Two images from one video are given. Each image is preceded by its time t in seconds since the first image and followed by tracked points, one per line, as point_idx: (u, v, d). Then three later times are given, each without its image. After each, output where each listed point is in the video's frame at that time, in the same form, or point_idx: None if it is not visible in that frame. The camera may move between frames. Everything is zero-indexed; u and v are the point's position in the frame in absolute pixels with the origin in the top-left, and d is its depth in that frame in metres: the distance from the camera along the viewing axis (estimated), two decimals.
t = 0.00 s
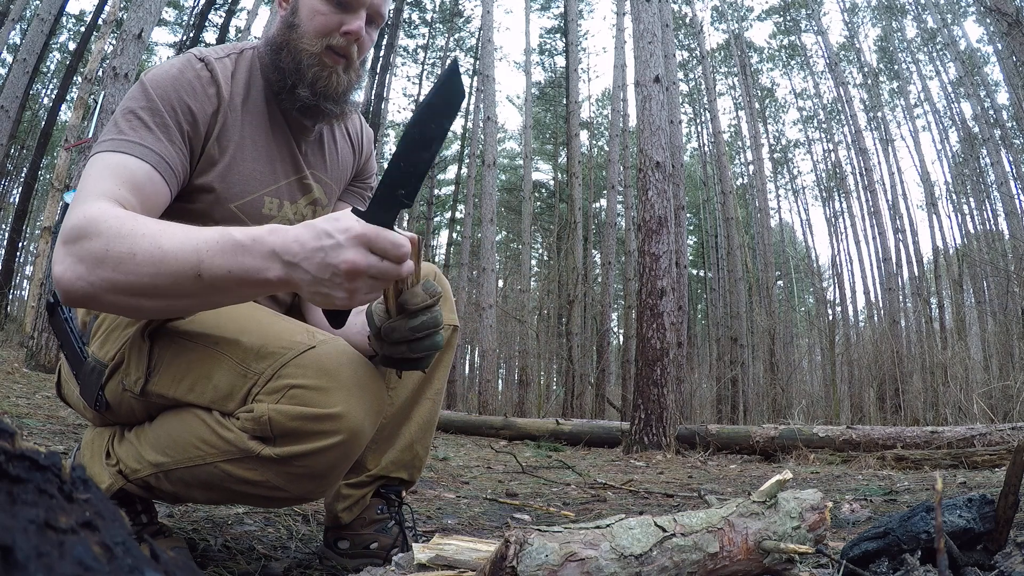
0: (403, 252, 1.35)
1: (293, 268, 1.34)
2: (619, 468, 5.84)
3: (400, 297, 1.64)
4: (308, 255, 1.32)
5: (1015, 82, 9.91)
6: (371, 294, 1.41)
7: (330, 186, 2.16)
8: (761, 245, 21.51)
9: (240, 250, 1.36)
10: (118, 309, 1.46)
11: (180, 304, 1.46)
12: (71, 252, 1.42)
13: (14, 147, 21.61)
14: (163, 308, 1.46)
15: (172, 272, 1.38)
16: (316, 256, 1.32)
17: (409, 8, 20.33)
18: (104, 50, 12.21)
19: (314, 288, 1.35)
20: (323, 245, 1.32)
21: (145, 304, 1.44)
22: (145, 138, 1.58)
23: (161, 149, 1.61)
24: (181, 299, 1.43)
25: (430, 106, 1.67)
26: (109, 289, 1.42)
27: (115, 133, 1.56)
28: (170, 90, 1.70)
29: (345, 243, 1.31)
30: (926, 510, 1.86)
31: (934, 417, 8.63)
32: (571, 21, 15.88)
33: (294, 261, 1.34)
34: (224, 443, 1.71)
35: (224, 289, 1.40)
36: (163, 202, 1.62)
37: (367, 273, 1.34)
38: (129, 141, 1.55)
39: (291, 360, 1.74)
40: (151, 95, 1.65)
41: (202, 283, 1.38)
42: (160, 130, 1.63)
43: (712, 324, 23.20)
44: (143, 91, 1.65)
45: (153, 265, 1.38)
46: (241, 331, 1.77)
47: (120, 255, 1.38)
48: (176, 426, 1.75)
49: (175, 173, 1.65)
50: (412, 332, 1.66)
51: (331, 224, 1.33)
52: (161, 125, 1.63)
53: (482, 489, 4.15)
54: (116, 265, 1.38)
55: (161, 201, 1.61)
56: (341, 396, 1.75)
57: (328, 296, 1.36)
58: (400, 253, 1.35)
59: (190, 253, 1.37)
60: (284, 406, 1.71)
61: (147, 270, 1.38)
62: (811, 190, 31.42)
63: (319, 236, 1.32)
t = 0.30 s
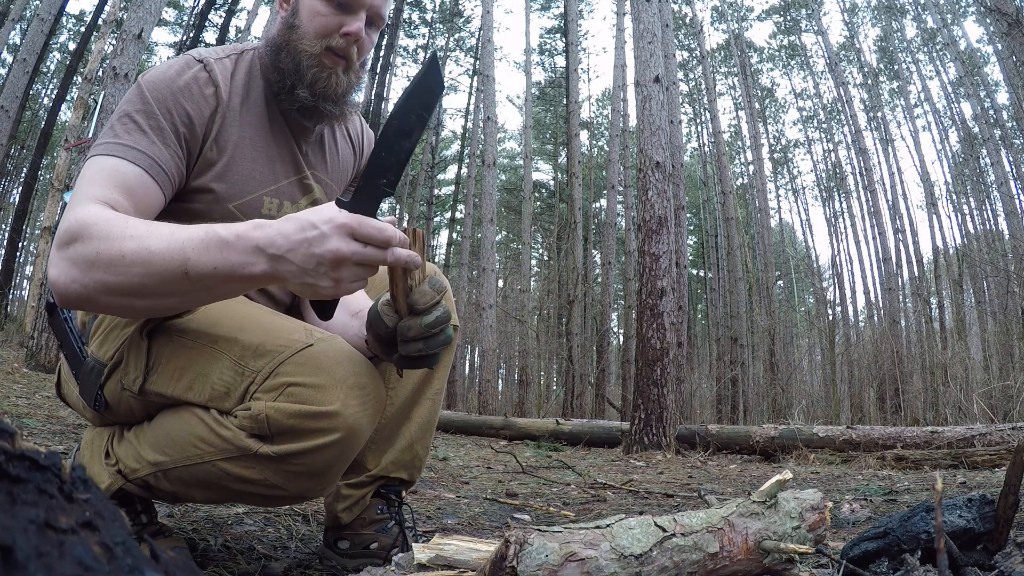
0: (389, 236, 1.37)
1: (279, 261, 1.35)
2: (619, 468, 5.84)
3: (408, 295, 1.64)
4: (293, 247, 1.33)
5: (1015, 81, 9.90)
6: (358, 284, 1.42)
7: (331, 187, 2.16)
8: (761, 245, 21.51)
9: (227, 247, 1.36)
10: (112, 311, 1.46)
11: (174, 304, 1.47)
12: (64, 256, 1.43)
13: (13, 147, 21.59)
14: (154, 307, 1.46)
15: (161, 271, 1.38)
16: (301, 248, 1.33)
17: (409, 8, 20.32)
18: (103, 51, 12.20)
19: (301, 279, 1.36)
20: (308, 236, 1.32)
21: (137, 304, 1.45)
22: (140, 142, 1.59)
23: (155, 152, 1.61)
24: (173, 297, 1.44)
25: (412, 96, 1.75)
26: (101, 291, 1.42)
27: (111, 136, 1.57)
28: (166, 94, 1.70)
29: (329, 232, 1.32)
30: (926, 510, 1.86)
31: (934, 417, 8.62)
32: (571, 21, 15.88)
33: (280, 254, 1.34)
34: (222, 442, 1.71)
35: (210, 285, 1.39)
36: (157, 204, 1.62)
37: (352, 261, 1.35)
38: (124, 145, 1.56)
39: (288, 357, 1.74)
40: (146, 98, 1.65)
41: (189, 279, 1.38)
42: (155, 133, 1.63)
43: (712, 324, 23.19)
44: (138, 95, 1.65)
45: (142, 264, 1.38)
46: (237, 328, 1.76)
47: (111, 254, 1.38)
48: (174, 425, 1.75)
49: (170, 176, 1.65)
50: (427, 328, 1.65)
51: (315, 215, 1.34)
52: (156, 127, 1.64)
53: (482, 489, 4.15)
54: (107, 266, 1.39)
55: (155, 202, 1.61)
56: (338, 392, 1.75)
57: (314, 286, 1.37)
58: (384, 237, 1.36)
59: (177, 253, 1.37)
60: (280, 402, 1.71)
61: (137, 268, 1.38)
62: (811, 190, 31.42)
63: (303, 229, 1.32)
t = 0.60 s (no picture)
0: (367, 217, 1.33)
1: (260, 232, 1.34)
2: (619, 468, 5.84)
3: (414, 299, 1.57)
4: (274, 218, 1.33)
5: (1015, 81, 9.89)
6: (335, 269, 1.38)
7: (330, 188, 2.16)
8: (761, 245, 21.52)
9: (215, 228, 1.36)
10: (109, 308, 1.46)
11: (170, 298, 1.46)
12: (62, 257, 1.43)
13: (13, 147, 21.60)
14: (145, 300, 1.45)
15: (156, 261, 1.38)
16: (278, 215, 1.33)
17: (409, 8, 20.32)
18: (104, 51, 12.20)
19: (273, 252, 1.33)
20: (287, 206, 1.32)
21: (132, 299, 1.44)
22: (139, 146, 1.59)
23: (154, 155, 1.61)
24: (167, 291, 1.43)
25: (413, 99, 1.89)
26: (98, 289, 1.42)
27: (111, 139, 1.57)
28: (166, 98, 1.69)
29: (311, 197, 1.33)
30: (926, 510, 1.86)
31: (934, 417, 8.63)
32: (571, 21, 15.88)
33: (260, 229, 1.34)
34: (221, 440, 1.71)
35: (202, 276, 1.39)
36: (158, 208, 1.62)
37: (323, 238, 1.33)
38: (122, 148, 1.56)
39: (287, 353, 1.74)
40: (145, 101, 1.65)
41: (181, 266, 1.38)
42: (153, 136, 1.62)
43: (712, 324, 23.18)
44: (138, 100, 1.65)
45: (138, 259, 1.38)
46: (236, 327, 1.76)
47: (107, 250, 1.38)
48: (173, 424, 1.75)
49: (169, 179, 1.66)
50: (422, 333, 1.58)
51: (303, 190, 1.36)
52: (155, 129, 1.64)
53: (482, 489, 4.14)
54: (102, 262, 1.39)
55: (154, 204, 1.61)
56: (335, 389, 1.74)
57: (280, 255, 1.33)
58: (364, 220, 1.33)
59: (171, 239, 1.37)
60: (278, 400, 1.71)
61: (133, 264, 1.38)
62: (811, 190, 31.41)
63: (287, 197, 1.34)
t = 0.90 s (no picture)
0: (375, 250, 1.49)
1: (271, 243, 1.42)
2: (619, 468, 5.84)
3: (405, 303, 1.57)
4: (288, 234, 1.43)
5: (1015, 81, 9.88)
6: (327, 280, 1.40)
7: (328, 188, 2.16)
8: (761, 245, 21.52)
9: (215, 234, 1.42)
10: (90, 298, 1.40)
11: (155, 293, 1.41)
12: (50, 235, 1.38)
13: (13, 147, 21.61)
14: (132, 293, 1.40)
15: (155, 254, 1.38)
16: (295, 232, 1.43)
17: (409, 8, 20.32)
18: (104, 51, 12.20)
19: (277, 250, 1.39)
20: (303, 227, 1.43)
21: (116, 290, 1.39)
22: (135, 138, 1.59)
23: (149, 149, 1.61)
24: (157, 284, 1.40)
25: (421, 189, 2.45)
26: (84, 271, 1.37)
27: (108, 130, 1.57)
28: (164, 92, 1.70)
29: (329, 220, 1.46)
30: (926, 510, 1.86)
31: (934, 417, 8.63)
32: (571, 21, 15.88)
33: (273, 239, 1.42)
34: (219, 439, 1.71)
35: (196, 275, 1.40)
36: (149, 202, 1.61)
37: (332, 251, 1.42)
38: (119, 138, 1.56)
39: (286, 350, 1.75)
40: (144, 96, 1.66)
41: (180, 262, 1.39)
42: (149, 130, 1.63)
43: (712, 324, 23.18)
44: (137, 92, 1.66)
45: (133, 248, 1.36)
46: (235, 325, 1.76)
47: (100, 235, 1.36)
48: (172, 424, 1.75)
49: (161, 173, 1.65)
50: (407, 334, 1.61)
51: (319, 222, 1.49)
52: (152, 125, 1.64)
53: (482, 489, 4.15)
54: (95, 246, 1.35)
55: (145, 199, 1.60)
56: (335, 388, 1.75)
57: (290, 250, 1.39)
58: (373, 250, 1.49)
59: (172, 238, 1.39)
60: (276, 399, 1.71)
61: (126, 252, 1.36)
62: (811, 190, 31.42)
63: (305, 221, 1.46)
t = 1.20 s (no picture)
0: (403, 305, 1.34)
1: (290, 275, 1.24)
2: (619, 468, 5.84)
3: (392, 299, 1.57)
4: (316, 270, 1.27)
5: (1015, 81, 9.87)
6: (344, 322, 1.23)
7: (326, 187, 2.15)
8: (761, 245, 21.52)
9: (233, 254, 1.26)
10: (83, 274, 1.23)
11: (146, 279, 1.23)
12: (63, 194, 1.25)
13: (13, 147, 21.60)
14: (123, 283, 1.23)
15: (161, 247, 1.23)
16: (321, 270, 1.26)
17: (409, 8, 20.32)
18: (104, 51, 12.20)
19: (301, 289, 1.21)
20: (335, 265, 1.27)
21: (110, 272, 1.22)
22: (148, 118, 1.56)
23: (162, 132, 1.59)
24: (155, 275, 1.23)
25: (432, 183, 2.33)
26: (89, 237, 1.22)
27: (121, 102, 1.53)
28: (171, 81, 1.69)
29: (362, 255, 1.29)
30: (926, 510, 1.86)
31: (934, 417, 8.63)
32: (571, 21, 15.88)
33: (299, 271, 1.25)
34: (223, 439, 1.72)
35: (198, 281, 1.23)
36: (153, 185, 1.53)
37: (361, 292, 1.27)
38: (133, 117, 1.51)
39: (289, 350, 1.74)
40: (155, 79, 1.64)
41: (189, 267, 1.23)
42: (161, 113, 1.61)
43: (713, 324, 23.17)
44: (147, 77, 1.64)
45: (147, 232, 1.23)
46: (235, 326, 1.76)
47: (117, 210, 1.24)
48: (175, 424, 1.75)
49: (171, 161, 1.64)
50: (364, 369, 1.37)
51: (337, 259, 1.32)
52: (162, 109, 1.62)
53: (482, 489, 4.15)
54: (110, 218, 1.23)
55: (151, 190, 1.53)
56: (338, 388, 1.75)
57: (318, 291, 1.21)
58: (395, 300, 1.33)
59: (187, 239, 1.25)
60: (279, 398, 1.71)
61: (136, 234, 1.23)
62: (811, 190, 31.42)
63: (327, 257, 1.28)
